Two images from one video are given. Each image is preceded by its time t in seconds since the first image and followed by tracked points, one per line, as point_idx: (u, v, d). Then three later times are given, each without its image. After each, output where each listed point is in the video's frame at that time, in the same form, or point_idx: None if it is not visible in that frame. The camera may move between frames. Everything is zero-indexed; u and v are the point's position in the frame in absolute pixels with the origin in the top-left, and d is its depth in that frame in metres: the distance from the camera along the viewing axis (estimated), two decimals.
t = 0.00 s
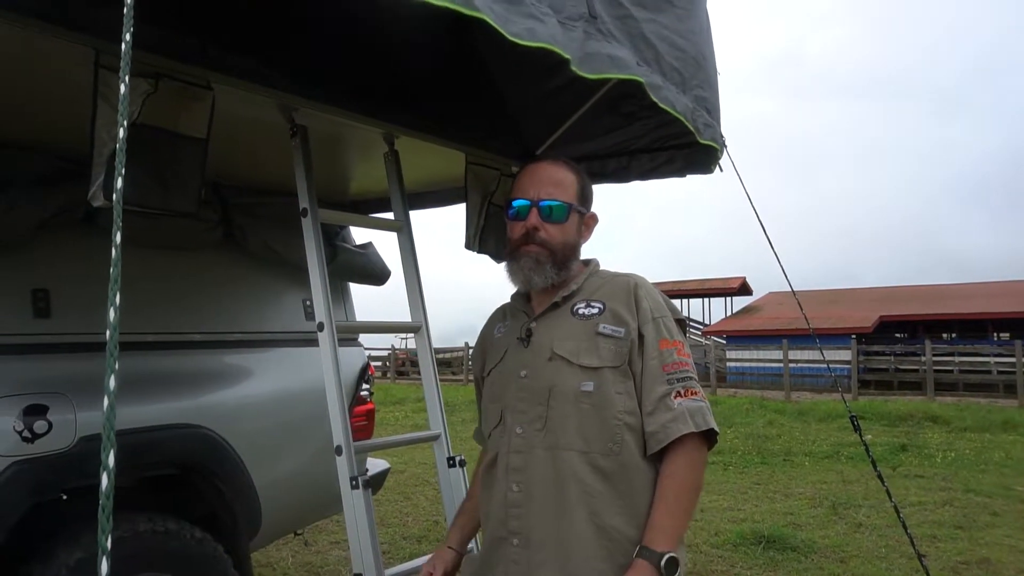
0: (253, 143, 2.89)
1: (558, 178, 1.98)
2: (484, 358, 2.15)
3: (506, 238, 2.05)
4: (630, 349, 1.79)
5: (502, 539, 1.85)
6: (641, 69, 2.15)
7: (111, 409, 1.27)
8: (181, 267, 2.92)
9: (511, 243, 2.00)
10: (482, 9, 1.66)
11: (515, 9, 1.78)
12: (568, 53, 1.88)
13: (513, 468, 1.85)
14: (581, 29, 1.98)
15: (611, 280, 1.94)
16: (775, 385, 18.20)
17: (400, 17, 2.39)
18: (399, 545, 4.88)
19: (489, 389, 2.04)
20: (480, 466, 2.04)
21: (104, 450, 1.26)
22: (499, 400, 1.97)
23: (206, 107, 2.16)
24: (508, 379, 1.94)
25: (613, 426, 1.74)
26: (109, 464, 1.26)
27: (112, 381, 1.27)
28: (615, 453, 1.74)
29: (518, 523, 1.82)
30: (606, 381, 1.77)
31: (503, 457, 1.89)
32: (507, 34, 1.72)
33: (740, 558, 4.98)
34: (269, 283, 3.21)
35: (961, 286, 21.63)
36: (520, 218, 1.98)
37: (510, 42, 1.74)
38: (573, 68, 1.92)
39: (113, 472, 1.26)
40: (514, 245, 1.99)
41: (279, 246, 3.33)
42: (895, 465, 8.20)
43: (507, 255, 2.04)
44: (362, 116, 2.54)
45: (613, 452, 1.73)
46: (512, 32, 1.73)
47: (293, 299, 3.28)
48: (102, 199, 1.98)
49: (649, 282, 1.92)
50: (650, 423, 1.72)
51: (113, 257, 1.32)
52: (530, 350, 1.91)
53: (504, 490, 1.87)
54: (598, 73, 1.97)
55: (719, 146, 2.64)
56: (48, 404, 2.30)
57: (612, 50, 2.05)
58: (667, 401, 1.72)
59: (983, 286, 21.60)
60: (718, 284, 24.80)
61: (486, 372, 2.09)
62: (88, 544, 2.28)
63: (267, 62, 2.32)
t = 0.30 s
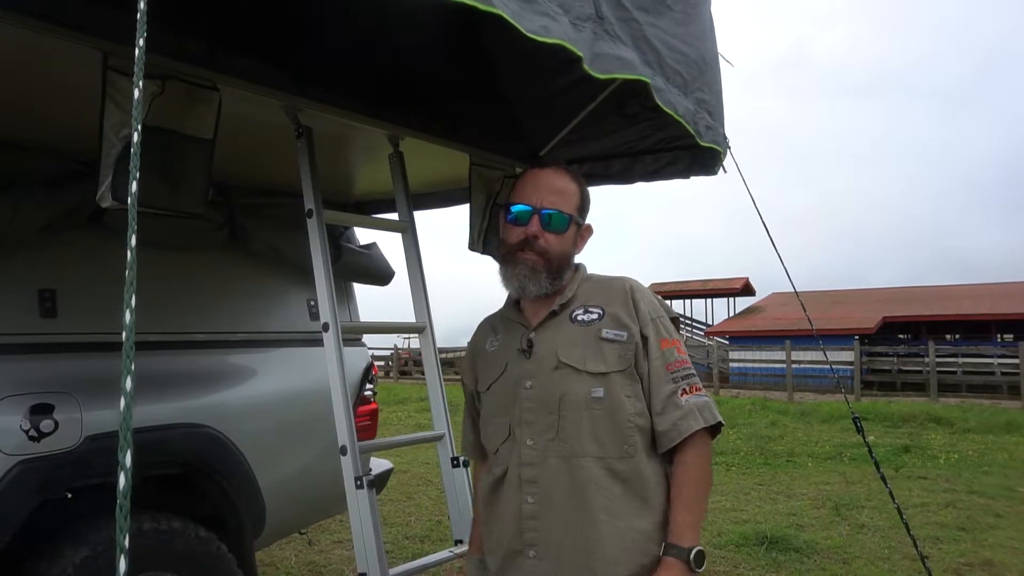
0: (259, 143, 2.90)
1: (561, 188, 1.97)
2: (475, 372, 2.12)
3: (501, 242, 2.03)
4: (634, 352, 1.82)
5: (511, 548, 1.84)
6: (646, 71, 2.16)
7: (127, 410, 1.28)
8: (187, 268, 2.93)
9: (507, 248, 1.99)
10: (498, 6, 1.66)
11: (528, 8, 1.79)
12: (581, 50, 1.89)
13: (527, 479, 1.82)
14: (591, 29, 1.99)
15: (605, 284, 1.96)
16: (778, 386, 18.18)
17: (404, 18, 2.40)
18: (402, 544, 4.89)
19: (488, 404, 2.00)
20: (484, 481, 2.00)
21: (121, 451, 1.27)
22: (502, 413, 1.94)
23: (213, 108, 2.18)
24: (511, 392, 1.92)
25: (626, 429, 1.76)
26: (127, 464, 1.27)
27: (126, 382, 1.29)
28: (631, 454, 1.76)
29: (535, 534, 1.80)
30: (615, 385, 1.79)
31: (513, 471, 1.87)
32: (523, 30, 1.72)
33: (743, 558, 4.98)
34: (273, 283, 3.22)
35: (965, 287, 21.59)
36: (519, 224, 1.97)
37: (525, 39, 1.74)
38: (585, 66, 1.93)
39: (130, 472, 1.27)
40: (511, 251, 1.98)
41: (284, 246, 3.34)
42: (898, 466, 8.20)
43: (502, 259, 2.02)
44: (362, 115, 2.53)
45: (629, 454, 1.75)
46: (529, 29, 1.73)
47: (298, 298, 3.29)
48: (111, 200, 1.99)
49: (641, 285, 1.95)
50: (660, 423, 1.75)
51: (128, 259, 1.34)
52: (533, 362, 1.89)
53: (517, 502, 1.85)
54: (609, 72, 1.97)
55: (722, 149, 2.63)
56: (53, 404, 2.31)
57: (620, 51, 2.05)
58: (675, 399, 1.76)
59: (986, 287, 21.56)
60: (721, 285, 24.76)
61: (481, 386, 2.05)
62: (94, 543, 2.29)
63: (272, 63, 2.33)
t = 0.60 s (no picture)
0: (265, 144, 2.91)
1: (587, 183, 1.98)
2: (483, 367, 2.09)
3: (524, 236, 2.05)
4: (655, 362, 1.82)
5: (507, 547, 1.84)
6: (624, 83, 2.17)
7: (147, 412, 1.31)
8: (193, 267, 2.95)
9: (529, 242, 2.01)
10: (491, 16, 1.70)
11: (519, 16, 1.79)
12: (562, 63, 1.91)
13: (531, 484, 1.81)
14: (576, 39, 1.99)
15: (627, 289, 1.96)
16: (781, 386, 18.16)
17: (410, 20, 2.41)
18: (406, 544, 4.90)
19: (495, 402, 1.99)
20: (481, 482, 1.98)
21: (143, 453, 1.29)
22: (509, 412, 1.93)
23: (223, 108, 2.18)
24: (522, 391, 1.91)
25: (639, 440, 1.76)
26: (148, 465, 1.30)
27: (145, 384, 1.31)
28: (640, 468, 1.76)
29: (536, 543, 1.79)
30: (632, 394, 1.79)
31: (517, 474, 1.85)
32: (515, 40, 1.75)
33: (747, 559, 4.99)
34: (280, 284, 3.24)
35: (969, 287, 21.54)
36: (541, 219, 1.99)
37: (516, 48, 1.77)
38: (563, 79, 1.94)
39: (151, 473, 1.29)
40: (531, 245, 1.99)
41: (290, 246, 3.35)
42: (903, 466, 8.18)
43: (522, 254, 2.04)
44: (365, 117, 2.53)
45: (638, 468, 1.76)
46: (520, 39, 1.76)
47: (303, 299, 3.30)
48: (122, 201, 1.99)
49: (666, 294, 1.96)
50: (678, 438, 1.76)
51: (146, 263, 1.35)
52: (548, 362, 1.88)
53: (519, 508, 1.83)
54: (581, 86, 1.99)
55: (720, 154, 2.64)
56: (61, 404, 2.33)
57: (600, 63, 2.07)
58: (693, 415, 1.77)
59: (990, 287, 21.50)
60: (725, 285, 24.74)
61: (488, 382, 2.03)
62: (102, 542, 2.30)
63: (279, 65, 2.34)
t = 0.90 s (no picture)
0: (267, 143, 2.92)
1: (638, 167, 1.89)
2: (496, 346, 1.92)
3: (567, 220, 1.96)
4: (694, 374, 1.78)
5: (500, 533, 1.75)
6: (610, 85, 2.18)
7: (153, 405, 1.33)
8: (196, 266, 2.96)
9: (572, 226, 1.92)
10: (444, 38, 1.72)
11: (479, 29, 1.83)
12: (522, 74, 1.93)
13: (548, 483, 1.71)
14: (550, 45, 2.02)
15: (668, 295, 1.92)
16: (785, 386, 18.13)
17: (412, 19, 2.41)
18: (409, 543, 4.91)
19: (508, 385, 1.83)
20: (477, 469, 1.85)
21: (147, 445, 1.31)
22: (525, 400, 1.80)
23: (226, 106, 2.20)
24: (548, 378, 1.79)
25: (671, 453, 1.71)
26: (153, 458, 1.32)
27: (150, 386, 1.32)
28: (667, 484, 1.70)
29: (544, 549, 1.68)
30: (669, 403, 1.73)
31: (532, 469, 1.74)
32: (465, 58, 1.78)
33: (750, 558, 4.98)
34: (283, 283, 3.25)
35: (974, 287, 21.46)
36: (587, 202, 1.90)
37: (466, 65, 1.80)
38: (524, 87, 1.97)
39: (155, 466, 1.31)
40: (575, 229, 1.91)
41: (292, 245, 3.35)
42: (906, 467, 8.16)
43: (563, 238, 1.94)
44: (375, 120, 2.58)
45: (665, 483, 1.70)
46: (471, 56, 1.79)
47: (305, 298, 3.31)
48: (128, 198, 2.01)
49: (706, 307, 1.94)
50: (707, 458, 1.72)
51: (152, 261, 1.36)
52: (582, 354, 1.79)
53: (529, 506, 1.72)
54: (551, 93, 2.01)
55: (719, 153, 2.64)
56: (65, 401, 2.34)
57: (577, 69, 2.08)
58: (725, 437, 1.74)
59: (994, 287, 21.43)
60: (728, 284, 24.71)
61: (503, 362, 1.86)
62: (104, 539, 2.31)
63: (281, 64, 2.35)
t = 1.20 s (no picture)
0: (273, 142, 2.94)
1: (660, 154, 1.76)
2: (506, 324, 1.65)
3: (584, 211, 1.82)
4: (722, 378, 1.72)
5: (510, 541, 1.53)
6: (624, 81, 2.19)
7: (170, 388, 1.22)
8: (202, 263, 2.98)
9: (591, 219, 1.78)
10: (446, 37, 1.75)
11: (487, 28, 1.87)
12: (536, 71, 1.95)
13: (579, 490, 1.53)
14: (562, 42, 2.04)
15: (688, 293, 1.84)
16: (788, 386, 18.11)
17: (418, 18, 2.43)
18: (413, 541, 4.93)
19: (526, 377, 1.59)
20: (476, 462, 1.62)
21: (164, 429, 1.20)
22: (547, 395, 1.58)
23: (235, 102, 2.24)
24: (578, 375, 1.59)
25: (703, 460, 1.64)
26: (170, 441, 1.21)
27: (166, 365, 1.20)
28: (699, 491, 1.62)
29: (575, 561, 1.50)
30: (701, 408, 1.66)
31: (561, 475, 1.54)
32: (471, 56, 1.81)
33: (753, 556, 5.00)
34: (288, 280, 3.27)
35: (979, 287, 21.42)
36: (607, 194, 1.76)
37: (473, 63, 1.83)
38: (540, 83, 1.99)
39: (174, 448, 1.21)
40: (595, 224, 1.76)
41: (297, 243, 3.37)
42: (909, 466, 8.16)
43: (581, 230, 1.79)
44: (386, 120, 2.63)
45: (698, 491, 1.62)
46: (477, 55, 1.82)
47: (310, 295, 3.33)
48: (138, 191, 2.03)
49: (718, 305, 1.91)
50: (737, 465, 1.74)
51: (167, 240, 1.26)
52: (617, 351, 1.62)
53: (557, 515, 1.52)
54: (569, 89, 2.03)
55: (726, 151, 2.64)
56: (73, 397, 2.35)
57: (591, 64, 2.09)
58: (749, 442, 1.77)
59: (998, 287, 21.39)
60: (731, 284, 24.70)
61: (522, 349, 1.61)
62: (112, 534, 2.33)
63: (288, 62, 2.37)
